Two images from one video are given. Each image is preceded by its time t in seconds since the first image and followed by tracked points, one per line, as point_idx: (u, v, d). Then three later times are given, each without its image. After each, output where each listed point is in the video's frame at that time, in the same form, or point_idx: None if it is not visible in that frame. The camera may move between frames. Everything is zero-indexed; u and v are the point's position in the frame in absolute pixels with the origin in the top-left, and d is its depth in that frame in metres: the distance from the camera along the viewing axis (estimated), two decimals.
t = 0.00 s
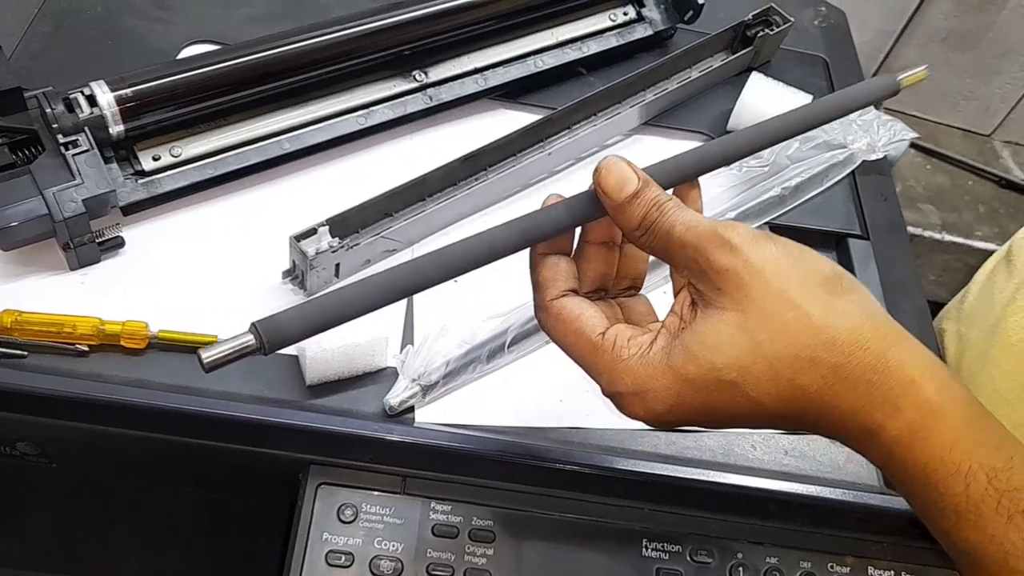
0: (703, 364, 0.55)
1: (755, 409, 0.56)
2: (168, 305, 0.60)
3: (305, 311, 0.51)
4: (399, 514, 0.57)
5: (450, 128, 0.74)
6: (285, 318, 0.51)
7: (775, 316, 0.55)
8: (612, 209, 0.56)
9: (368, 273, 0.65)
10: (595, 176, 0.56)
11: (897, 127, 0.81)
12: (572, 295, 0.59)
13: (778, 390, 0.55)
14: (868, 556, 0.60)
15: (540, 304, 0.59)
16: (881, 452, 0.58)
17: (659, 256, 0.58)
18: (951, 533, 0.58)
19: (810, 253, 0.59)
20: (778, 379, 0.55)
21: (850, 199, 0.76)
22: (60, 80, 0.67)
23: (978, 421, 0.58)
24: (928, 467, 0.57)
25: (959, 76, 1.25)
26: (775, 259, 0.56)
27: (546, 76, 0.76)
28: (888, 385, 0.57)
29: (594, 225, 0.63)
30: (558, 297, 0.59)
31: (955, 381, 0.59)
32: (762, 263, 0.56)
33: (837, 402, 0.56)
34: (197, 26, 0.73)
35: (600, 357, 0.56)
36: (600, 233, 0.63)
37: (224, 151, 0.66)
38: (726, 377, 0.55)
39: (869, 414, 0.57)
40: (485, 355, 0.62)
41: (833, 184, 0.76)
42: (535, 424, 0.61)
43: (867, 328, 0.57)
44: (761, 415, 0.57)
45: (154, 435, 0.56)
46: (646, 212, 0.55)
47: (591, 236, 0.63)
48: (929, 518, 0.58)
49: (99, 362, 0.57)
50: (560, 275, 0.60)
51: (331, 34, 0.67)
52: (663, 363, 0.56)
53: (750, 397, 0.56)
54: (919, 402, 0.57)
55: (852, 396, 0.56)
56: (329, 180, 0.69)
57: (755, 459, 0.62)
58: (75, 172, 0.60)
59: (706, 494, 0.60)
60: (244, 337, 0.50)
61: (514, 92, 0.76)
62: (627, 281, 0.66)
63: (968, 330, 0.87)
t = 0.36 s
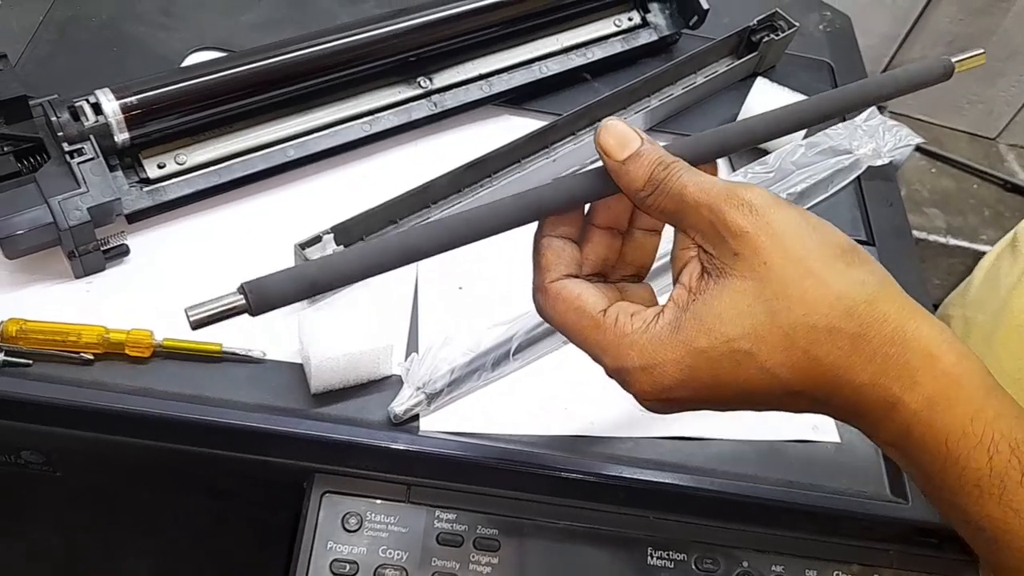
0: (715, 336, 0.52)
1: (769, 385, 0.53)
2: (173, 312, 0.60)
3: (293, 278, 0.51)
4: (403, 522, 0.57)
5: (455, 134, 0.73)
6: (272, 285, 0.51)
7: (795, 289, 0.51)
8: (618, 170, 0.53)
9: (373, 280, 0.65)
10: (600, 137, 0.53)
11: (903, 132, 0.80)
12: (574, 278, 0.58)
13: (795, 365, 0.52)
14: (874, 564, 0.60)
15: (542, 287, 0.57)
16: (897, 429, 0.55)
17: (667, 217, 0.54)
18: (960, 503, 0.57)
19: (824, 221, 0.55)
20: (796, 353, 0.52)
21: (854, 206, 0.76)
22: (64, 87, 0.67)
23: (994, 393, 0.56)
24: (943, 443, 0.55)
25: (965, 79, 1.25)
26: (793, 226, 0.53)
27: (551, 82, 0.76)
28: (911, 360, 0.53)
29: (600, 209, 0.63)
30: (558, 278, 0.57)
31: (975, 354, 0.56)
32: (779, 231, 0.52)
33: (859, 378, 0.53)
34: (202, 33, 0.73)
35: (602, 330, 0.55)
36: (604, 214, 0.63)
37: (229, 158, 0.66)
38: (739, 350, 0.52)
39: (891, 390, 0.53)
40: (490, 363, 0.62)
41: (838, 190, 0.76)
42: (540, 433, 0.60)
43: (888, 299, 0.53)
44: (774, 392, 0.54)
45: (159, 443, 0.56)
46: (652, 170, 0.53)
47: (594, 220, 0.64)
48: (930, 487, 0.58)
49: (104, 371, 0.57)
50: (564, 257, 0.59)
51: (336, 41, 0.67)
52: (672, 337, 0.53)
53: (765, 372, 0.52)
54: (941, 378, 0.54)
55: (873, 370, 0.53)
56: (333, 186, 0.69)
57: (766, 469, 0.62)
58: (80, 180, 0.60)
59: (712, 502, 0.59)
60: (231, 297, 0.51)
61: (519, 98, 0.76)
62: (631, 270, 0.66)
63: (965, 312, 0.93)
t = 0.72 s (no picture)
0: (727, 302, 0.52)
1: (783, 351, 0.53)
2: (172, 320, 0.60)
3: (297, 266, 0.53)
4: (402, 530, 0.56)
5: (454, 142, 0.74)
6: (276, 275, 0.52)
7: (803, 254, 0.51)
8: (620, 189, 0.55)
9: (372, 289, 0.66)
10: (597, 161, 0.56)
11: (901, 140, 0.80)
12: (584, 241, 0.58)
13: (809, 329, 0.52)
14: (871, 572, 0.60)
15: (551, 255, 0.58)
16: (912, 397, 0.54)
17: (674, 226, 0.56)
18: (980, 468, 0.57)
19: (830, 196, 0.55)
20: (809, 317, 0.52)
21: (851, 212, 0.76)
22: (64, 96, 0.67)
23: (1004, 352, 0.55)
24: (962, 407, 0.54)
25: (962, 86, 1.26)
26: (797, 197, 0.53)
27: (549, 91, 0.76)
28: (922, 321, 0.53)
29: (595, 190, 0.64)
30: (566, 246, 0.58)
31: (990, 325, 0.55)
32: (781, 198, 0.53)
33: (872, 345, 0.52)
34: (202, 42, 0.73)
35: (614, 300, 0.55)
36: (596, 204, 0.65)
37: (229, 167, 0.66)
38: (750, 313, 0.52)
39: (909, 354, 0.52)
40: (488, 371, 0.62)
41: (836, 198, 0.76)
42: (539, 441, 0.60)
43: (895, 261, 0.53)
44: (788, 357, 0.53)
45: (156, 452, 0.56)
46: (652, 186, 0.55)
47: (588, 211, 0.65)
48: (946, 453, 0.57)
49: (103, 380, 0.57)
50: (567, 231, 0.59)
51: (335, 50, 0.68)
52: (683, 304, 0.53)
53: (778, 335, 0.52)
54: (955, 339, 0.53)
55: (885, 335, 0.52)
56: (331, 194, 0.69)
57: (764, 476, 0.61)
58: (79, 189, 0.60)
59: (711, 510, 0.59)
60: (236, 286, 0.52)
61: (517, 106, 0.76)
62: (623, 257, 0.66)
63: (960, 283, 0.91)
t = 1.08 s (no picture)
0: (724, 246, 0.49)
1: (781, 300, 0.49)
2: (170, 321, 0.61)
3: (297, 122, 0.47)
4: (399, 530, 0.57)
5: (451, 145, 0.74)
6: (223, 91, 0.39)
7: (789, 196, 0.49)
8: (596, 146, 0.54)
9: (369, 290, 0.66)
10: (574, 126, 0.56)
11: (894, 144, 0.80)
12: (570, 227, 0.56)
13: (809, 277, 0.48)
14: (865, 570, 0.60)
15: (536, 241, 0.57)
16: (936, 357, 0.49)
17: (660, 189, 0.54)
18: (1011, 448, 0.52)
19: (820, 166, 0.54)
20: (809, 261, 0.48)
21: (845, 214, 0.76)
22: (64, 99, 0.68)
23: None
24: (989, 365, 0.49)
25: (956, 91, 1.28)
26: (784, 154, 0.51)
27: (546, 95, 0.77)
28: (945, 267, 0.49)
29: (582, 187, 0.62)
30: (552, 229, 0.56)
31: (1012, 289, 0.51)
32: (767, 153, 0.51)
33: (882, 293, 0.48)
34: (201, 47, 0.74)
35: (602, 260, 0.52)
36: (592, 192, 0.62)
37: (228, 170, 0.66)
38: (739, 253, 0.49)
39: (917, 299, 0.48)
40: (485, 372, 0.63)
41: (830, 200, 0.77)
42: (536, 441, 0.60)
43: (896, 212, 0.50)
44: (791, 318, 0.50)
45: (154, 451, 0.56)
46: (632, 142, 0.53)
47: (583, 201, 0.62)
48: (987, 433, 0.51)
49: (102, 380, 0.57)
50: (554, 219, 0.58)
51: (333, 54, 0.68)
52: (676, 251, 0.49)
53: (775, 280, 0.49)
54: (976, 296, 0.48)
55: (892, 281, 0.48)
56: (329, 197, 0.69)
57: (759, 475, 0.62)
58: (78, 191, 0.60)
59: (706, 508, 0.60)
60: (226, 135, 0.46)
61: (514, 110, 0.76)
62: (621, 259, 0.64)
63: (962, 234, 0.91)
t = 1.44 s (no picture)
0: (556, 216, 0.51)
1: (616, 261, 0.51)
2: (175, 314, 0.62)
3: None
4: (400, 519, 0.58)
5: (451, 140, 0.75)
6: None
7: (608, 182, 0.52)
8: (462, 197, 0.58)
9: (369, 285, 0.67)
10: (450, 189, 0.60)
11: (894, 136, 0.80)
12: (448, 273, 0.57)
13: (635, 229, 0.51)
14: (863, 559, 0.61)
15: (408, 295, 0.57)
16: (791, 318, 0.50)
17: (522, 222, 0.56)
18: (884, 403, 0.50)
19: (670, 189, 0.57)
20: (631, 215, 0.51)
21: (844, 207, 0.77)
22: (69, 96, 0.69)
23: (873, 273, 0.53)
24: (844, 322, 0.50)
25: (960, 86, 1.29)
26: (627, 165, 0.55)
27: (546, 90, 0.78)
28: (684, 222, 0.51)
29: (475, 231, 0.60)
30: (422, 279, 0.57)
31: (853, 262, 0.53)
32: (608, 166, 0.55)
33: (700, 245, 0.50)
34: (203, 45, 0.75)
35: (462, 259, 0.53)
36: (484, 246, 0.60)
37: (230, 165, 0.68)
38: (576, 221, 0.51)
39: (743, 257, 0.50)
40: (484, 364, 0.63)
41: (829, 193, 0.77)
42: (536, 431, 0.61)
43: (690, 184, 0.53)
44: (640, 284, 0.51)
45: (160, 441, 0.57)
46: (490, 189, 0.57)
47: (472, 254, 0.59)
48: (870, 402, 0.51)
49: (108, 372, 0.58)
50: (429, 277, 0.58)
51: (333, 51, 0.69)
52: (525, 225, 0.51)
53: (597, 243, 0.50)
54: (813, 254, 0.52)
55: (691, 226, 0.51)
56: (331, 192, 0.70)
57: (757, 463, 0.62)
58: (83, 187, 0.61)
59: (704, 497, 0.60)
60: None
61: (515, 106, 0.77)
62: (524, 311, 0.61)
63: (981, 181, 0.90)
